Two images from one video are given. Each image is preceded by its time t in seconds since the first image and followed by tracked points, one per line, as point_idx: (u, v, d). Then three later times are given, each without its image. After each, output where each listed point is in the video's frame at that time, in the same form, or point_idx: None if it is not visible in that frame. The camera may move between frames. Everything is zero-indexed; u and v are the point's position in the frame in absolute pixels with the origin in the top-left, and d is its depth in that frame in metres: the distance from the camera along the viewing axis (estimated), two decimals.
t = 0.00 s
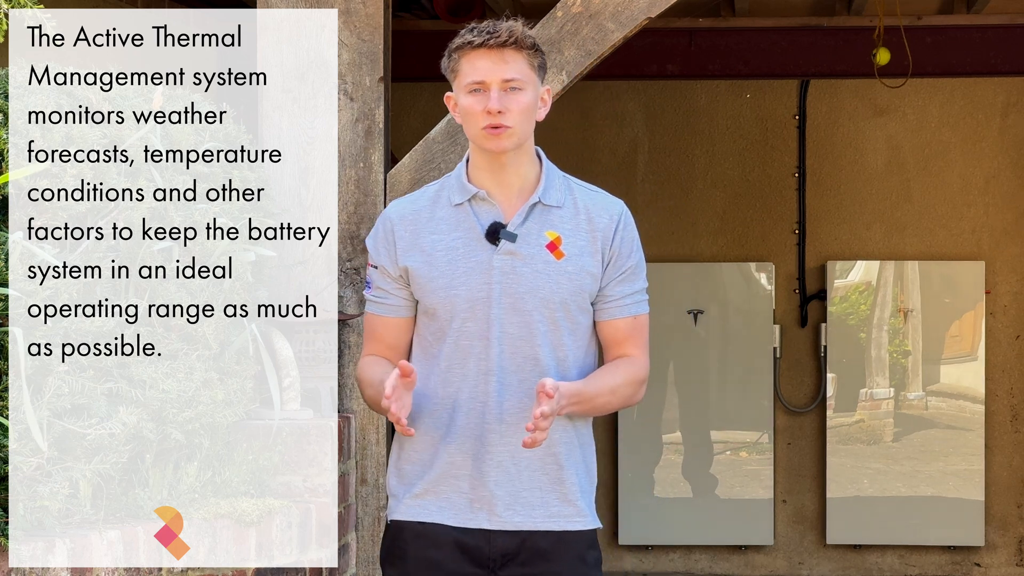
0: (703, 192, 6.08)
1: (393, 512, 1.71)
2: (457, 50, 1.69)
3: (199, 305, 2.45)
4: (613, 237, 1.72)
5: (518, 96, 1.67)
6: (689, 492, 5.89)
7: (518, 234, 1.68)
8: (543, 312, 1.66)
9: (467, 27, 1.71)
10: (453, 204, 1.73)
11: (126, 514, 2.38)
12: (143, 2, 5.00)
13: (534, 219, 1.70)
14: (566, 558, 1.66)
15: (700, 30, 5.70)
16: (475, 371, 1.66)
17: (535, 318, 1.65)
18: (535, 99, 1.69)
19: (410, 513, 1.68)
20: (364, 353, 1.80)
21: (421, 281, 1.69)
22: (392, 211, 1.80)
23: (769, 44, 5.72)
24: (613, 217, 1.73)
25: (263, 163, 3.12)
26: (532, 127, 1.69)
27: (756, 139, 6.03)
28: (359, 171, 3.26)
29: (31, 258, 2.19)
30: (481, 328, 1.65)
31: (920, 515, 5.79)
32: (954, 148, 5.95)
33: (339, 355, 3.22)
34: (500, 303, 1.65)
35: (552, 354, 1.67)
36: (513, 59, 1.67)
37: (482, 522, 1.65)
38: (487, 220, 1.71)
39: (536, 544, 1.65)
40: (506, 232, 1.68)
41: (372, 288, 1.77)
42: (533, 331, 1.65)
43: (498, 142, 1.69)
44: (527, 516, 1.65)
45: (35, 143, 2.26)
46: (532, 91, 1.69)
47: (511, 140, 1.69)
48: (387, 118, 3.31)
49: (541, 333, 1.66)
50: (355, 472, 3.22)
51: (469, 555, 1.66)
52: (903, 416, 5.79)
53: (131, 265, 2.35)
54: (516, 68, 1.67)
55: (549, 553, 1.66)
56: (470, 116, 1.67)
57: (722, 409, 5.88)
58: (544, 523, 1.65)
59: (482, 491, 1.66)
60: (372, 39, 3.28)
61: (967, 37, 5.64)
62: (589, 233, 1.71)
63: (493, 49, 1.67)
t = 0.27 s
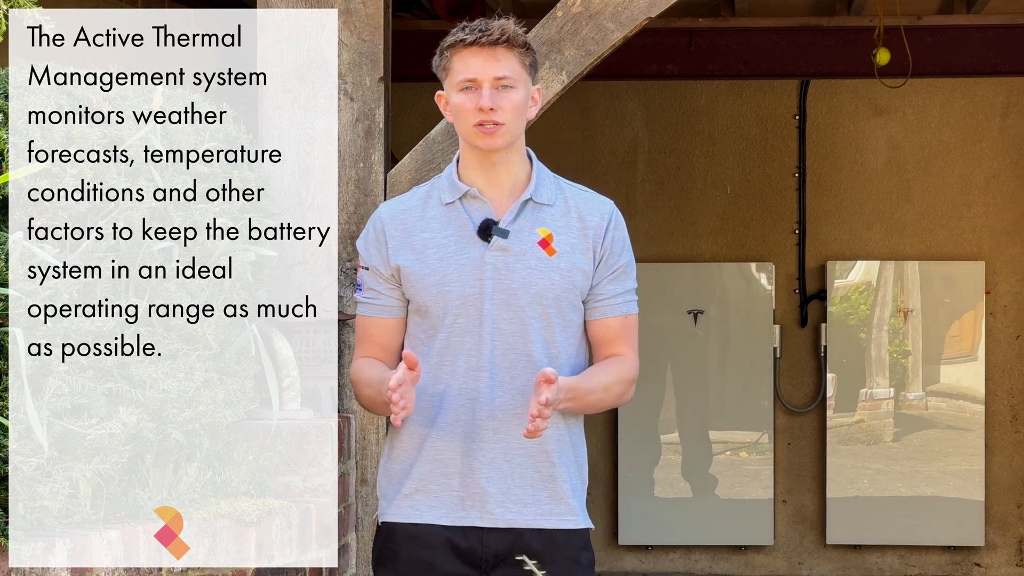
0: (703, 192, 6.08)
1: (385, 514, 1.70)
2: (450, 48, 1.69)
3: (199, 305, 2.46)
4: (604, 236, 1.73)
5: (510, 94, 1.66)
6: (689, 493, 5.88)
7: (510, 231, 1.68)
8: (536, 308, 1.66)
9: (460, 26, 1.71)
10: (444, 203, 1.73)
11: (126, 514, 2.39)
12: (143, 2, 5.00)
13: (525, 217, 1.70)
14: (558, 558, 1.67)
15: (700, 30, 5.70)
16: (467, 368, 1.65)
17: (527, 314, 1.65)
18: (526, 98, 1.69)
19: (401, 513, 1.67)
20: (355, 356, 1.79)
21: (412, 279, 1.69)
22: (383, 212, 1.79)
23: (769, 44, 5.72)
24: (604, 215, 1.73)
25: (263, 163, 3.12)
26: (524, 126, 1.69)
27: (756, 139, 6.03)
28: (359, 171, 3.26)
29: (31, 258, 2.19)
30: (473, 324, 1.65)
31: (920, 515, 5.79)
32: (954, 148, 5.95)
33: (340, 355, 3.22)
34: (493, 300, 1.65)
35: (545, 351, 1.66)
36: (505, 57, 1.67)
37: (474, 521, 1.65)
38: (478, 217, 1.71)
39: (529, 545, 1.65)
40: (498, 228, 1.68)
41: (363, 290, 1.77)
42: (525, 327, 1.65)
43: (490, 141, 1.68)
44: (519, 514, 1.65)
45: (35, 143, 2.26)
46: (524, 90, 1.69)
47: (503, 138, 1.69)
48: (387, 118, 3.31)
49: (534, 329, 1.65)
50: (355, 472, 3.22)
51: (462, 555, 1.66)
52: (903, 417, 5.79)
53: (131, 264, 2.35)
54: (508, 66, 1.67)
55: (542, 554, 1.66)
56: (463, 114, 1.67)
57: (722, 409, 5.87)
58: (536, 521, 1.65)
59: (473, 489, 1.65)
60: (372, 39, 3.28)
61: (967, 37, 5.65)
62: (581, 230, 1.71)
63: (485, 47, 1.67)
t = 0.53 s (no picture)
0: (703, 192, 6.08)
1: (381, 515, 1.68)
2: (448, 44, 1.69)
3: (200, 305, 2.46)
4: (597, 234, 1.73)
5: (506, 93, 1.67)
6: (689, 492, 5.88)
7: (503, 230, 1.67)
8: (530, 306, 1.65)
9: (458, 24, 1.71)
10: (436, 204, 1.72)
11: (126, 514, 2.39)
12: (143, 2, 5.01)
13: (518, 216, 1.69)
14: (555, 559, 1.65)
15: (700, 30, 5.70)
16: (462, 368, 1.64)
17: (522, 313, 1.64)
18: (521, 98, 1.69)
19: (398, 513, 1.65)
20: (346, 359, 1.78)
21: (406, 280, 1.67)
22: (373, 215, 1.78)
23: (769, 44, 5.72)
24: (596, 214, 1.73)
25: (263, 163, 3.12)
26: (519, 126, 1.69)
27: (756, 139, 6.03)
28: (359, 171, 3.26)
29: (31, 258, 2.19)
30: (468, 324, 1.64)
31: (920, 515, 5.79)
32: (954, 148, 5.95)
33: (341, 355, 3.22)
34: (487, 299, 1.64)
35: (540, 350, 1.65)
36: (503, 56, 1.68)
37: (471, 520, 1.63)
38: (471, 217, 1.70)
39: (526, 546, 1.63)
40: (491, 227, 1.67)
41: (355, 294, 1.76)
42: (520, 326, 1.64)
43: (485, 139, 1.68)
44: (516, 514, 1.63)
45: (35, 143, 2.25)
46: (519, 89, 1.69)
47: (496, 137, 1.68)
48: (387, 118, 3.31)
49: (529, 327, 1.64)
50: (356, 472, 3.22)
51: (459, 555, 1.64)
52: (903, 416, 5.78)
53: (131, 264, 2.35)
54: (506, 64, 1.67)
55: (538, 556, 1.64)
56: (458, 111, 1.66)
57: (722, 409, 5.88)
58: (533, 520, 1.63)
59: (469, 489, 1.64)
60: (372, 39, 3.28)
61: (967, 37, 5.64)
62: (574, 229, 1.71)
63: (484, 45, 1.67)
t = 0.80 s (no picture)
0: (703, 192, 6.07)
1: (379, 518, 1.70)
2: (445, 45, 1.67)
3: (198, 305, 2.45)
4: (592, 230, 1.71)
5: (503, 96, 1.66)
6: (689, 492, 5.88)
7: (496, 230, 1.67)
8: (524, 306, 1.64)
9: (455, 24, 1.70)
10: (429, 204, 1.71)
11: (126, 514, 2.39)
12: (143, 2, 5.00)
13: (511, 215, 1.68)
14: (555, 558, 1.65)
15: (700, 30, 5.70)
16: (457, 369, 1.64)
17: (515, 314, 1.64)
18: (517, 100, 1.68)
19: (396, 516, 1.67)
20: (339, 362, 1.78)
21: (400, 282, 1.67)
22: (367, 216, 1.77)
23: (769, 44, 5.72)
24: (590, 209, 1.71)
25: (263, 163, 3.12)
26: (514, 128, 1.68)
27: (756, 139, 6.03)
28: (359, 171, 3.26)
29: (31, 258, 2.19)
30: (462, 325, 1.64)
31: (920, 515, 5.79)
32: (954, 148, 5.95)
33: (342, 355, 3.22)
34: (481, 299, 1.64)
35: (535, 349, 1.64)
36: (499, 58, 1.67)
37: (470, 522, 1.65)
38: (464, 217, 1.70)
39: (527, 546, 1.65)
40: (483, 228, 1.66)
41: (347, 296, 1.76)
42: (514, 327, 1.64)
43: (479, 141, 1.67)
44: (514, 514, 1.64)
45: (35, 143, 2.26)
46: (515, 91, 1.68)
47: (492, 138, 1.67)
48: (387, 118, 3.31)
49: (523, 327, 1.64)
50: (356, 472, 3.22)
51: (459, 556, 1.65)
52: (903, 416, 5.79)
53: (131, 264, 2.35)
54: (502, 66, 1.67)
55: (537, 555, 1.65)
56: (454, 112, 1.66)
57: (722, 409, 5.88)
58: (532, 520, 1.64)
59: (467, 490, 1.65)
60: (372, 39, 3.28)
61: (967, 37, 5.64)
62: (568, 226, 1.70)
63: (481, 45, 1.66)
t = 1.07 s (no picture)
0: (703, 193, 6.07)
1: (382, 519, 1.69)
2: (446, 48, 1.69)
3: (198, 305, 2.45)
4: (593, 231, 1.71)
5: (503, 99, 1.67)
6: (689, 492, 5.88)
7: (498, 230, 1.67)
8: (524, 307, 1.64)
9: (455, 26, 1.71)
10: (431, 204, 1.71)
11: (126, 514, 2.40)
12: (144, 2, 5.00)
13: (513, 215, 1.69)
14: (558, 558, 1.65)
15: (700, 30, 5.70)
16: (458, 369, 1.63)
17: (516, 314, 1.64)
18: (518, 103, 1.69)
19: (400, 517, 1.66)
20: (341, 363, 1.77)
21: (402, 282, 1.67)
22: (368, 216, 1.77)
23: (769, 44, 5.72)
24: (591, 211, 1.72)
25: (263, 163, 3.12)
26: (515, 130, 1.69)
27: (756, 139, 6.03)
28: (359, 171, 3.26)
29: (32, 259, 2.19)
30: (462, 325, 1.64)
31: (920, 515, 5.79)
32: (954, 148, 5.95)
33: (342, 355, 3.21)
34: (482, 299, 1.64)
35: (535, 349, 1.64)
36: (500, 62, 1.67)
37: (473, 522, 1.64)
38: (465, 217, 1.70)
39: (531, 547, 1.64)
40: (485, 227, 1.66)
41: (349, 294, 1.74)
42: (514, 327, 1.64)
43: (481, 144, 1.68)
44: (517, 514, 1.64)
45: (35, 143, 2.26)
46: (516, 94, 1.69)
47: (494, 141, 1.68)
48: (387, 118, 3.31)
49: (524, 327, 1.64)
50: (358, 471, 3.22)
51: (463, 557, 1.65)
52: (903, 417, 5.78)
53: (131, 265, 2.35)
54: (503, 70, 1.67)
55: (540, 555, 1.64)
56: (455, 116, 1.67)
57: (722, 409, 5.88)
58: (535, 519, 1.64)
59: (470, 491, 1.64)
60: (372, 39, 3.28)
61: (967, 37, 5.64)
62: (569, 226, 1.70)
63: (482, 50, 1.67)
